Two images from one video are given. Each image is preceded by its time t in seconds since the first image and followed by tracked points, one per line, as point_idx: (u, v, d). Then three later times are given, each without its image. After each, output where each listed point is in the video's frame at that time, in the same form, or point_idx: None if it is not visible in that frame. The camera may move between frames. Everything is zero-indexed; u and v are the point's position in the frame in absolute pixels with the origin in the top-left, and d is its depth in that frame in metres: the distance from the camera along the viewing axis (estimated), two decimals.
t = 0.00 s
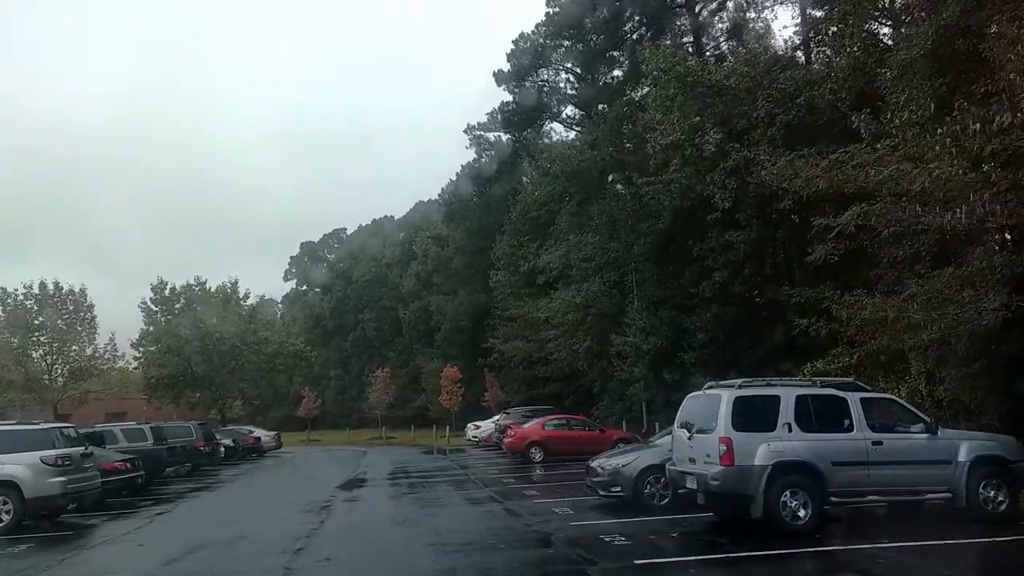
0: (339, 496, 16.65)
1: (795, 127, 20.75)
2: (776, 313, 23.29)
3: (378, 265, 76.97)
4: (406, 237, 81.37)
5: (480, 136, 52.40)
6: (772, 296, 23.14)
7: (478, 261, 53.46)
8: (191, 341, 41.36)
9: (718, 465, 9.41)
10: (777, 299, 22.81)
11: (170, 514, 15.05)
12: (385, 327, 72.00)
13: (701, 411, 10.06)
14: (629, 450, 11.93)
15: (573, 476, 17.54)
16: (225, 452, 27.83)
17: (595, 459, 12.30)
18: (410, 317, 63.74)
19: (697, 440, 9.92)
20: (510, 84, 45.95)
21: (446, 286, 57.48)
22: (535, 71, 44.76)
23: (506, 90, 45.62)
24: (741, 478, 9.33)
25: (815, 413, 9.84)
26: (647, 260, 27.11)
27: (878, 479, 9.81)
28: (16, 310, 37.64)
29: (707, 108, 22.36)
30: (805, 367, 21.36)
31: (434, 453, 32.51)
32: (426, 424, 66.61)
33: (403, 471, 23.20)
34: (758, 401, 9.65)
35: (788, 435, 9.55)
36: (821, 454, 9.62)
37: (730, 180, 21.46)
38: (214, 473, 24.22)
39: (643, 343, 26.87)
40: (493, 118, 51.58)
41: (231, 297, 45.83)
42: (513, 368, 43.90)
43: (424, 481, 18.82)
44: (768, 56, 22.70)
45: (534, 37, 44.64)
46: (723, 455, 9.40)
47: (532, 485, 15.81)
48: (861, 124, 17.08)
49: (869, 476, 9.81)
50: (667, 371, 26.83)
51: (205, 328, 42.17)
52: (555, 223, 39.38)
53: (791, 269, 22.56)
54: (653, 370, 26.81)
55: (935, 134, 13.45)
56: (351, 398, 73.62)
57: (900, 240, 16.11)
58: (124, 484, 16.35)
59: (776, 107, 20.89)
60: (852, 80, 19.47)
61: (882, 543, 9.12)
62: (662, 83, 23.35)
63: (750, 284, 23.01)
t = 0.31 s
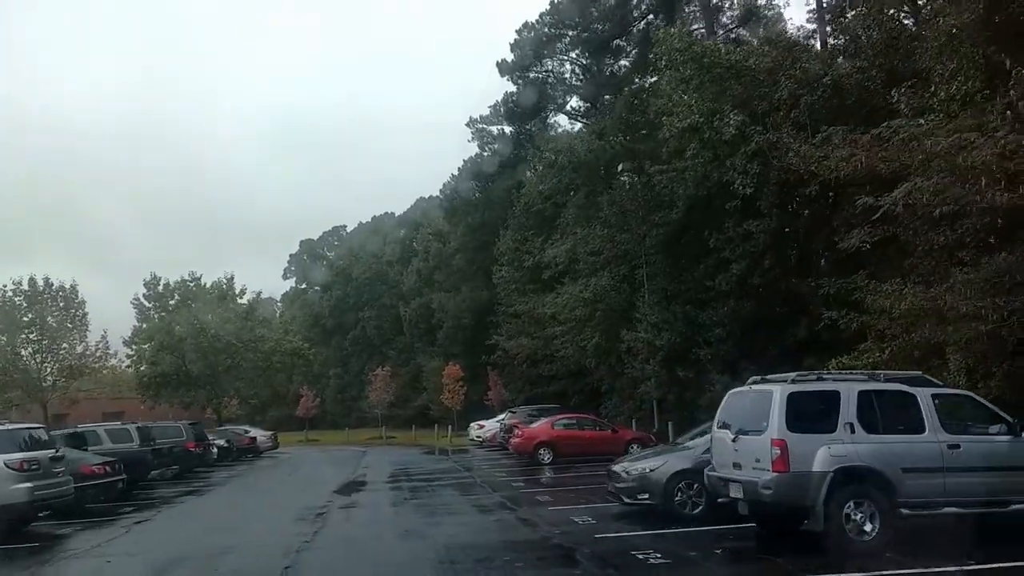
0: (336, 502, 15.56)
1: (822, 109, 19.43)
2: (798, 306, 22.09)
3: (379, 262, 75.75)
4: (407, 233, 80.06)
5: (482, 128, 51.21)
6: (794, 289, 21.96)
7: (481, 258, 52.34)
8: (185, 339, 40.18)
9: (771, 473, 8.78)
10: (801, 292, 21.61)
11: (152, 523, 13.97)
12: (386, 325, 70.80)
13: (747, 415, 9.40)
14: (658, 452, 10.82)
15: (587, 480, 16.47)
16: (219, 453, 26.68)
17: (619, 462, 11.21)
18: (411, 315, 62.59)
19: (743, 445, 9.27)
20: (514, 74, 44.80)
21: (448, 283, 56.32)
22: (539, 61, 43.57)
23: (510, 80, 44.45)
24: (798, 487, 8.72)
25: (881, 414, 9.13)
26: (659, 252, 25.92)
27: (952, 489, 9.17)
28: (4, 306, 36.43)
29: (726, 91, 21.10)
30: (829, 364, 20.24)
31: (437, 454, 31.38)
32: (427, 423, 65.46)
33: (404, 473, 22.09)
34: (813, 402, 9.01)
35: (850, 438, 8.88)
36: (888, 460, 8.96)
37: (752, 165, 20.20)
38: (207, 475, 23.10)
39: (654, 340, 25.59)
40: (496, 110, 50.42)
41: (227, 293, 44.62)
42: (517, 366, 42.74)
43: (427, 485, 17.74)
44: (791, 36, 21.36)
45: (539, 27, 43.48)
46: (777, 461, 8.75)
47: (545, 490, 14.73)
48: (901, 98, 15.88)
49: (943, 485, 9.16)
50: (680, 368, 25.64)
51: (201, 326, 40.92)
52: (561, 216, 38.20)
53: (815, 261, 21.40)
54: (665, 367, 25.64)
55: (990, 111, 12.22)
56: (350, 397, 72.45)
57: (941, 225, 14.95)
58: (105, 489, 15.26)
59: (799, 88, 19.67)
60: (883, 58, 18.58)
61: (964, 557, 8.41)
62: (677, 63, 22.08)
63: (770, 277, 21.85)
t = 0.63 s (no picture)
0: (332, 507, 14.59)
1: (845, 92, 18.40)
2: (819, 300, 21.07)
3: (378, 260, 74.76)
4: (406, 230, 79.02)
5: (483, 122, 50.19)
6: (814, 283, 20.96)
7: (483, 254, 51.47)
8: (179, 336, 39.13)
9: (835, 482, 7.87)
10: (822, 285, 20.59)
11: (130, 531, 12.93)
12: (386, 323, 69.81)
13: (802, 419, 8.53)
14: (688, 456, 9.90)
15: (600, 485, 15.48)
16: (211, 454, 25.70)
17: (642, 467, 10.24)
18: (411, 313, 61.62)
19: (796, 452, 8.39)
20: (516, 65, 43.81)
21: (449, 280, 55.37)
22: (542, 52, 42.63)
23: (513, 71, 43.51)
24: (870, 498, 7.83)
25: (958, 417, 8.26)
26: (670, 244, 24.91)
27: None
28: None
29: (744, 72, 19.97)
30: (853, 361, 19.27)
31: (438, 454, 30.41)
32: (427, 423, 64.55)
33: (405, 475, 21.11)
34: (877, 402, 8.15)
35: (925, 442, 8.01)
36: (968, 467, 8.08)
37: (772, 150, 19.09)
38: (198, 477, 22.09)
39: (665, 336, 24.54)
40: (498, 102, 49.47)
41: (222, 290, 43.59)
42: (520, 364, 41.81)
43: (429, 488, 16.74)
44: (810, 17, 20.28)
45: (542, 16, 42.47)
46: (840, 469, 7.86)
47: (556, 495, 13.74)
48: (939, 74, 14.82)
49: None
50: (692, 365, 24.64)
51: (196, 323, 39.89)
52: (565, 210, 37.25)
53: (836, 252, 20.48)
54: (676, 364, 24.70)
55: None
56: (349, 396, 71.50)
57: (981, 211, 14.01)
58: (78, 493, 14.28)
59: (821, 70, 18.61)
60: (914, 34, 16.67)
61: None
62: (692, 44, 20.98)
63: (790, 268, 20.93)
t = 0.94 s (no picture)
0: (328, 514, 13.57)
1: (872, 73, 16.88)
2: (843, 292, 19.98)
3: (377, 257, 73.69)
4: (407, 227, 77.78)
5: (485, 115, 49.05)
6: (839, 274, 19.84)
7: (485, 250, 50.43)
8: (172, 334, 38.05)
9: (927, 495, 6.92)
10: (848, 276, 19.48)
11: (105, 542, 11.90)
12: (386, 321, 68.73)
13: (867, 422, 7.68)
14: (726, 461, 9.19)
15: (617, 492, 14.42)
16: (204, 455, 24.67)
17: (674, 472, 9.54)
18: (411, 311, 60.53)
19: (871, 459, 7.45)
20: (519, 56, 42.74)
21: (450, 277, 54.28)
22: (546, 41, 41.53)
23: (516, 61, 42.44)
24: (968, 514, 6.88)
25: None
26: (684, 237, 23.95)
27: None
28: None
29: (765, 53, 18.76)
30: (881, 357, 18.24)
31: (440, 455, 29.36)
32: (427, 423, 63.49)
33: (407, 478, 20.09)
34: (967, 401, 7.20)
35: None
36: None
37: (796, 133, 17.84)
38: (189, 480, 21.05)
39: (679, 332, 23.45)
40: (500, 94, 48.36)
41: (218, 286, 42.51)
42: (523, 362, 40.76)
43: (433, 493, 15.70)
44: None
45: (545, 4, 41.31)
46: (931, 480, 6.93)
47: (573, 502, 12.72)
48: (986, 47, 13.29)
49: None
50: (706, 362, 23.62)
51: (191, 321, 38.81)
52: (571, 203, 36.22)
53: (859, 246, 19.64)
54: (690, 361, 23.80)
55: None
56: (348, 396, 70.42)
57: None
58: (48, 498, 13.28)
59: (846, 50, 17.14)
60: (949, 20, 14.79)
61: None
62: (710, 23, 19.84)
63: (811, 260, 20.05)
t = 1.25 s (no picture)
0: (322, 524, 12.44)
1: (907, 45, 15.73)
2: (870, 285, 18.80)
3: (376, 255, 72.54)
4: (406, 224, 76.57)
5: (486, 108, 47.88)
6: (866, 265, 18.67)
7: (486, 247, 49.27)
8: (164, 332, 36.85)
9: None
10: (874, 267, 18.32)
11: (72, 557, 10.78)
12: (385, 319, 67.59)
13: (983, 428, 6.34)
14: (780, 469, 8.20)
15: (637, 499, 13.28)
16: (193, 458, 23.51)
17: (718, 481, 8.55)
18: (411, 309, 59.39)
19: (991, 474, 6.08)
20: (522, 46, 41.57)
21: (450, 274, 53.14)
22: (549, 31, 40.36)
23: (518, 52, 41.27)
24: None
25: None
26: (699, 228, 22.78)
27: None
28: None
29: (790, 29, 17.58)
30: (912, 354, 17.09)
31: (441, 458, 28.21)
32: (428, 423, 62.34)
33: (407, 482, 18.94)
34: None
35: None
36: None
37: (824, 114, 16.64)
38: (176, 485, 19.89)
39: (694, 328, 22.37)
40: (502, 86, 47.20)
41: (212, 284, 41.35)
42: (526, 361, 39.60)
43: (436, 500, 14.57)
44: None
45: None
46: None
47: (591, 513, 11.57)
48: None
49: None
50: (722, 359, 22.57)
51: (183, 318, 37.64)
52: (576, 197, 35.10)
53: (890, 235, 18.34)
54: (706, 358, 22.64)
55: None
56: (347, 395, 69.24)
57: None
58: (14, 507, 12.18)
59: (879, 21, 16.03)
60: None
61: None
62: None
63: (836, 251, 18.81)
